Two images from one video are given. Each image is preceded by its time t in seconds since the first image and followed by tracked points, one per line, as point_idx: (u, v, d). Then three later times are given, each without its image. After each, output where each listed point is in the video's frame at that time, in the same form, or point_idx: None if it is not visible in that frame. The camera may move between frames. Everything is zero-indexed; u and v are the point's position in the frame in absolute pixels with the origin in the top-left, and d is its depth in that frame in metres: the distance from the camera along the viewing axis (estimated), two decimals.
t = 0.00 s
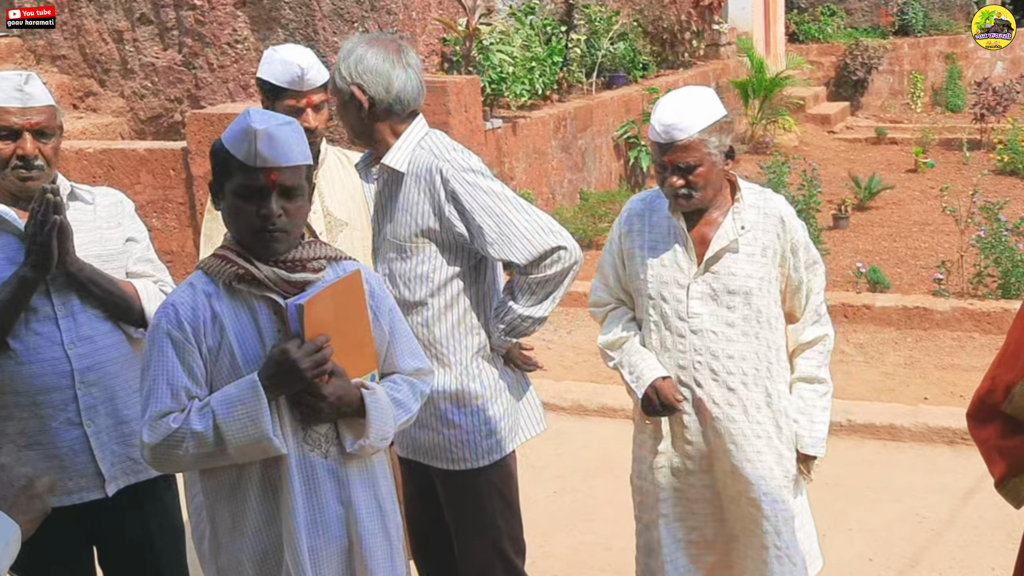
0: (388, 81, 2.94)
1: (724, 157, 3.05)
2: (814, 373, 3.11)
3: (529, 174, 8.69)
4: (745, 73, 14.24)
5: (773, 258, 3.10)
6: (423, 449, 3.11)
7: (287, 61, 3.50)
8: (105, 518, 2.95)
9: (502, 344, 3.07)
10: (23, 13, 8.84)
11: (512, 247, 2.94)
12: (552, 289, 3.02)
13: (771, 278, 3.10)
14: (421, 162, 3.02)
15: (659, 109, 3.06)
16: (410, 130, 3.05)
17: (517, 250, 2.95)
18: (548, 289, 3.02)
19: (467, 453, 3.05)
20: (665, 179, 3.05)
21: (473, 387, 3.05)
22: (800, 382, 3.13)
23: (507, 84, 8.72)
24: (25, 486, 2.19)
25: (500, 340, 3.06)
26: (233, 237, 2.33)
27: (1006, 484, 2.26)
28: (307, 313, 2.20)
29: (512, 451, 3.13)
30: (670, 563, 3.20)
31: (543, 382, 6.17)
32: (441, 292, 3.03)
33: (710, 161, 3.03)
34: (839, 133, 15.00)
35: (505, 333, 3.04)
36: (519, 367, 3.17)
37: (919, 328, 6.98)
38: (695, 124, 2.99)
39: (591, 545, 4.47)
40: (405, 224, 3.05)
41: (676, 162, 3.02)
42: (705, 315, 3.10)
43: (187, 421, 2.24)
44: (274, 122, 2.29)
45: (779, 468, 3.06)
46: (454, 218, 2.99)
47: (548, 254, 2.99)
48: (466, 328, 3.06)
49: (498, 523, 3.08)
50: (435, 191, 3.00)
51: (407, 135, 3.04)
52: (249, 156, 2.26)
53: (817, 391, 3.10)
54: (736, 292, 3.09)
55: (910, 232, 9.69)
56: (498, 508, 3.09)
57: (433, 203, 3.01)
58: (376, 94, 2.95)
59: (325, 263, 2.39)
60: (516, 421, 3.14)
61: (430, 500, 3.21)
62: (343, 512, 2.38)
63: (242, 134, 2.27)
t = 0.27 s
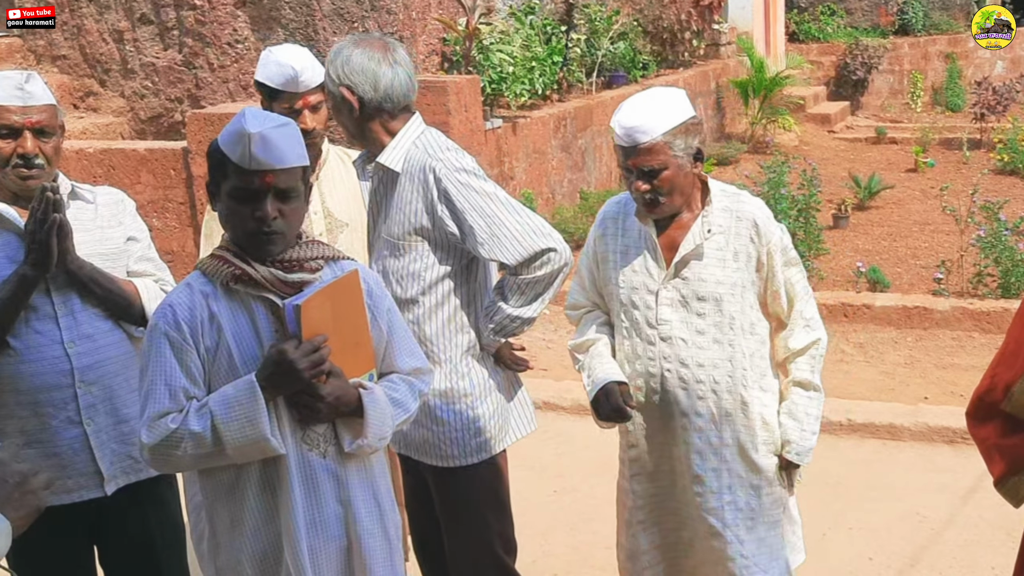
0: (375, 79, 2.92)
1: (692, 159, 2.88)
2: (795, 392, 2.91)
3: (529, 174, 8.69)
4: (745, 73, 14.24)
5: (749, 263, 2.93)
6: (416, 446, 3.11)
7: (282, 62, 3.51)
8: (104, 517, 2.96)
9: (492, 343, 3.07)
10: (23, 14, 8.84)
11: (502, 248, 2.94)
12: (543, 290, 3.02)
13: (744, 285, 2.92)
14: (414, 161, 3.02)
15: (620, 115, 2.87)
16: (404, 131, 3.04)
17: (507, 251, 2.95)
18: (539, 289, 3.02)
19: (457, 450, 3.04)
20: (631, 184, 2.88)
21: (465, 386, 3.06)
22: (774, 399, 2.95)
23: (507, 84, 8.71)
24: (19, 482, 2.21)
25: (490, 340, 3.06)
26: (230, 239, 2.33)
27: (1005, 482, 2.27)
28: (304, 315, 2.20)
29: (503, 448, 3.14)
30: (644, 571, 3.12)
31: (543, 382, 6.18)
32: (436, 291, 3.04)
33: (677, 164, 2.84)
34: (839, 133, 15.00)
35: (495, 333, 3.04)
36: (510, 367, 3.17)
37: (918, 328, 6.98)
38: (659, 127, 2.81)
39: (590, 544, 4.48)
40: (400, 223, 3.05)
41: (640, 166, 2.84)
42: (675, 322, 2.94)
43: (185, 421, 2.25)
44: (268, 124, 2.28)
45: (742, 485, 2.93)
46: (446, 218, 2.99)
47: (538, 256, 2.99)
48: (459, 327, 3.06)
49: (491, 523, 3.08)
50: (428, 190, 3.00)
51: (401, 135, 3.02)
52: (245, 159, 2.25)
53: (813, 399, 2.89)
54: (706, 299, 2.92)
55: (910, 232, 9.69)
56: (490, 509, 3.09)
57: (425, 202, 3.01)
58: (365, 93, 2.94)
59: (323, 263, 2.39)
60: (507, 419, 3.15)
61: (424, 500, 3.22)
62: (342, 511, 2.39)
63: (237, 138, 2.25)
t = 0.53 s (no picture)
0: (367, 80, 2.85)
1: (681, 161, 2.88)
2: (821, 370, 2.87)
3: (528, 173, 8.70)
4: (745, 72, 14.24)
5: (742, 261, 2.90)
6: (401, 445, 3.07)
7: (281, 60, 3.53)
8: (104, 516, 2.96)
9: (495, 339, 3.10)
10: (22, 13, 8.84)
11: (510, 243, 2.98)
12: (547, 283, 3.10)
13: (740, 284, 2.90)
14: (413, 160, 3.02)
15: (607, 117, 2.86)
16: (400, 132, 3.01)
17: (517, 246, 3.01)
18: (544, 280, 3.10)
19: (450, 449, 3.03)
20: (620, 189, 2.87)
21: (459, 385, 3.06)
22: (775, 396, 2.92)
23: (507, 83, 8.72)
24: (12, 477, 2.24)
25: (491, 334, 3.09)
26: (229, 238, 2.33)
27: (1006, 481, 2.28)
28: (302, 314, 2.21)
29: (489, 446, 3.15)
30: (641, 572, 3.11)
31: (543, 381, 6.18)
32: (436, 289, 3.04)
33: (665, 166, 2.84)
34: (839, 132, 15.01)
35: (498, 326, 3.09)
36: (503, 364, 3.20)
37: (918, 327, 6.99)
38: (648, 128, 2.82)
39: (591, 543, 4.48)
40: (398, 223, 3.04)
41: (629, 169, 2.83)
42: (667, 324, 2.93)
43: (183, 421, 2.25)
44: (264, 120, 2.29)
45: (743, 486, 2.92)
46: (451, 216, 3.00)
47: (544, 249, 3.07)
48: (461, 322, 3.07)
49: (472, 525, 3.09)
50: (430, 188, 3.01)
51: (396, 138, 2.99)
52: (241, 157, 2.25)
53: (844, 372, 2.83)
54: (698, 299, 2.90)
55: (910, 231, 9.69)
56: (478, 509, 3.10)
57: (427, 200, 3.01)
58: (360, 96, 2.87)
59: (321, 262, 2.39)
60: (496, 417, 3.16)
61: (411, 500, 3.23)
62: (339, 510, 2.39)
63: (231, 136, 2.26)
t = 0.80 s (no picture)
0: (360, 80, 2.84)
1: (709, 152, 2.85)
2: (786, 358, 2.83)
3: (530, 173, 8.70)
4: (746, 72, 14.24)
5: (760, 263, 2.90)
6: (400, 447, 3.08)
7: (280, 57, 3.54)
8: (107, 515, 2.96)
9: (497, 338, 3.10)
10: (23, 13, 8.84)
11: (514, 241, 3.00)
12: (548, 279, 3.09)
13: (755, 285, 2.89)
14: (411, 162, 3.02)
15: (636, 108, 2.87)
16: (393, 134, 3.00)
17: (520, 244, 3.02)
18: (545, 279, 3.09)
19: (451, 449, 3.04)
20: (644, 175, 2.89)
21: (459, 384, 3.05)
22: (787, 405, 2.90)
23: (508, 83, 8.71)
24: (15, 469, 2.21)
25: (493, 334, 3.08)
26: (229, 238, 2.33)
27: (1007, 481, 2.27)
28: (302, 314, 2.21)
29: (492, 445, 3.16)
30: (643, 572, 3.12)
31: (544, 381, 6.18)
32: (437, 289, 3.04)
33: (691, 157, 2.83)
34: (841, 132, 15.00)
35: (501, 325, 3.08)
36: (501, 363, 3.20)
37: (920, 326, 6.99)
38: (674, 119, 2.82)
39: (592, 542, 4.48)
40: (396, 224, 3.04)
41: (652, 157, 2.85)
42: (680, 316, 2.93)
43: (183, 419, 2.25)
44: (263, 120, 2.28)
45: (741, 492, 2.91)
46: (450, 216, 3.01)
47: (547, 245, 3.07)
48: (460, 324, 3.07)
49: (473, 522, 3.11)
50: (429, 189, 3.02)
51: (390, 142, 2.98)
52: (239, 156, 2.25)
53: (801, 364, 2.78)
54: (713, 295, 2.90)
55: (912, 231, 9.69)
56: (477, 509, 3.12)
57: (426, 202, 3.02)
58: (357, 98, 2.84)
59: (321, 261, 2.38)
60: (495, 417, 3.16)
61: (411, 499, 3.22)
62: (338, 510, 2.39)
63: (230, 135, 2.26)
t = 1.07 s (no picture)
0: (353, 82, 2.83)
1: (743, 152, 2.84)
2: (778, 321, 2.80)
3: (531, 172, 8.70)
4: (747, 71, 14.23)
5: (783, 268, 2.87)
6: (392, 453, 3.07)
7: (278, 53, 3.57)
8: (107, 515, 2.96)
9: (485, 345, 3.09)
10: (23, 13, 8.84)
11: (504, 251, 3.00)
12: (539, 289, 3.09)
13: (774, 290, 2.86)
14: (402, 168, 3.01)
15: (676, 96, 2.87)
16: (383, 138, 3.00)
17: (511, 254, 3.02)
18: (536, 287, 3.09)
19: (441, 459, 3.04)
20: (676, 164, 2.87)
21: (453, 389, 3.04)
22: (796, 409, 2.91)
23: (509, 83, 8.70)
24: (18, 461, 2.21)
25: (480, 343, 3.08)
26: (229, 236, 2.34)
27: (1007, 481, 2.28)
28: (298, 312, 2.21)
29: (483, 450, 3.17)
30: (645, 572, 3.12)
31: (545, 381, 6.18)
32: (429, 295, 3.03)
33: (725, 153, 2.81)
34: (842, 132, 15.00)
35: (489, 333, 3.08)
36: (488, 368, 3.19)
37: (921, 326, 6.99)
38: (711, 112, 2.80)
39: (593, 542, 4.48)
40: (387, 229, 3.02)
41: (687, 148, 2.83)
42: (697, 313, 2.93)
43: (178, 416, 2.26)
44: (258, 116, 2.28)
45: (746, 495, 2.91)
46: (441, 222, 3.00)
47: (540, 255, 3.06)
48: (448, 332, 3.06)
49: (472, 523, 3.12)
50: (421, 194, 3.00)
51: (380, 144, 2.97)
52: (235, 154, 2.25)
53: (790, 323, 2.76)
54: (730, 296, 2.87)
55: (913, 231, 9.69)
56: (475, 510, 3.13)
57: (417, 207, 3.00)
58: (349, 100, 2.83)
59: (321, 260, 2.38)
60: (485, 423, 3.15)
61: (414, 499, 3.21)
62: (331, 510, 2.38)
63: (225, 134, 2.26)
